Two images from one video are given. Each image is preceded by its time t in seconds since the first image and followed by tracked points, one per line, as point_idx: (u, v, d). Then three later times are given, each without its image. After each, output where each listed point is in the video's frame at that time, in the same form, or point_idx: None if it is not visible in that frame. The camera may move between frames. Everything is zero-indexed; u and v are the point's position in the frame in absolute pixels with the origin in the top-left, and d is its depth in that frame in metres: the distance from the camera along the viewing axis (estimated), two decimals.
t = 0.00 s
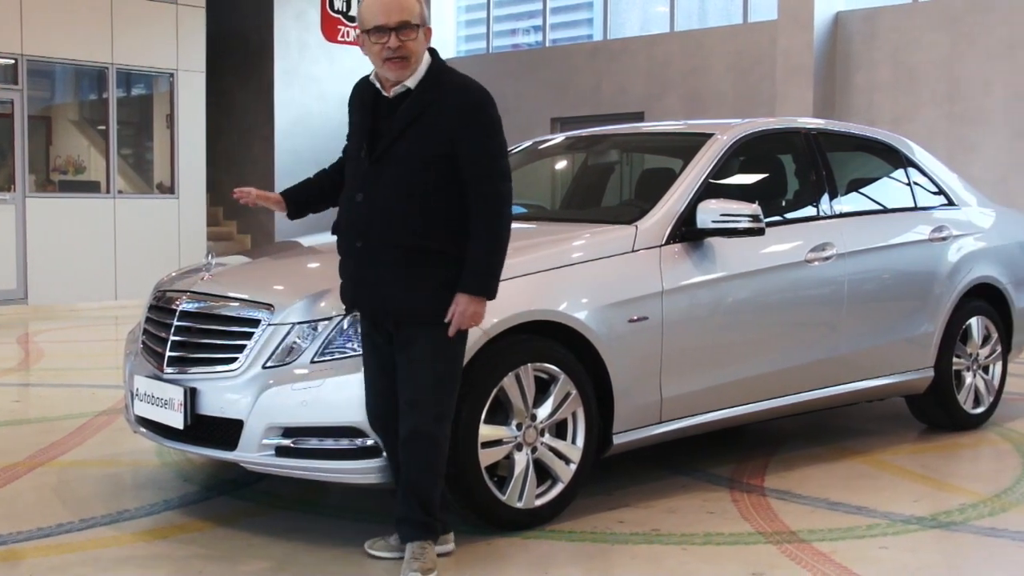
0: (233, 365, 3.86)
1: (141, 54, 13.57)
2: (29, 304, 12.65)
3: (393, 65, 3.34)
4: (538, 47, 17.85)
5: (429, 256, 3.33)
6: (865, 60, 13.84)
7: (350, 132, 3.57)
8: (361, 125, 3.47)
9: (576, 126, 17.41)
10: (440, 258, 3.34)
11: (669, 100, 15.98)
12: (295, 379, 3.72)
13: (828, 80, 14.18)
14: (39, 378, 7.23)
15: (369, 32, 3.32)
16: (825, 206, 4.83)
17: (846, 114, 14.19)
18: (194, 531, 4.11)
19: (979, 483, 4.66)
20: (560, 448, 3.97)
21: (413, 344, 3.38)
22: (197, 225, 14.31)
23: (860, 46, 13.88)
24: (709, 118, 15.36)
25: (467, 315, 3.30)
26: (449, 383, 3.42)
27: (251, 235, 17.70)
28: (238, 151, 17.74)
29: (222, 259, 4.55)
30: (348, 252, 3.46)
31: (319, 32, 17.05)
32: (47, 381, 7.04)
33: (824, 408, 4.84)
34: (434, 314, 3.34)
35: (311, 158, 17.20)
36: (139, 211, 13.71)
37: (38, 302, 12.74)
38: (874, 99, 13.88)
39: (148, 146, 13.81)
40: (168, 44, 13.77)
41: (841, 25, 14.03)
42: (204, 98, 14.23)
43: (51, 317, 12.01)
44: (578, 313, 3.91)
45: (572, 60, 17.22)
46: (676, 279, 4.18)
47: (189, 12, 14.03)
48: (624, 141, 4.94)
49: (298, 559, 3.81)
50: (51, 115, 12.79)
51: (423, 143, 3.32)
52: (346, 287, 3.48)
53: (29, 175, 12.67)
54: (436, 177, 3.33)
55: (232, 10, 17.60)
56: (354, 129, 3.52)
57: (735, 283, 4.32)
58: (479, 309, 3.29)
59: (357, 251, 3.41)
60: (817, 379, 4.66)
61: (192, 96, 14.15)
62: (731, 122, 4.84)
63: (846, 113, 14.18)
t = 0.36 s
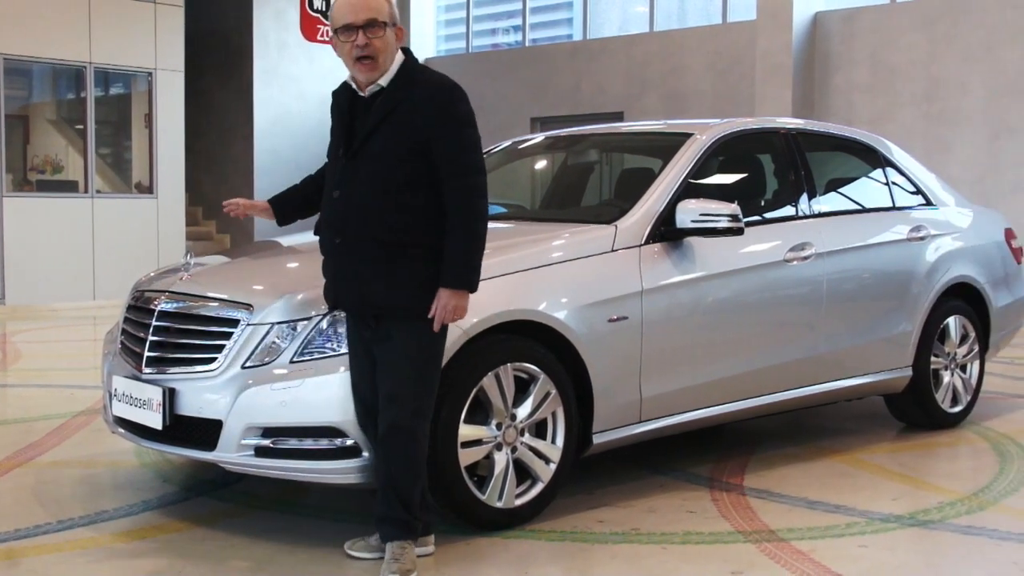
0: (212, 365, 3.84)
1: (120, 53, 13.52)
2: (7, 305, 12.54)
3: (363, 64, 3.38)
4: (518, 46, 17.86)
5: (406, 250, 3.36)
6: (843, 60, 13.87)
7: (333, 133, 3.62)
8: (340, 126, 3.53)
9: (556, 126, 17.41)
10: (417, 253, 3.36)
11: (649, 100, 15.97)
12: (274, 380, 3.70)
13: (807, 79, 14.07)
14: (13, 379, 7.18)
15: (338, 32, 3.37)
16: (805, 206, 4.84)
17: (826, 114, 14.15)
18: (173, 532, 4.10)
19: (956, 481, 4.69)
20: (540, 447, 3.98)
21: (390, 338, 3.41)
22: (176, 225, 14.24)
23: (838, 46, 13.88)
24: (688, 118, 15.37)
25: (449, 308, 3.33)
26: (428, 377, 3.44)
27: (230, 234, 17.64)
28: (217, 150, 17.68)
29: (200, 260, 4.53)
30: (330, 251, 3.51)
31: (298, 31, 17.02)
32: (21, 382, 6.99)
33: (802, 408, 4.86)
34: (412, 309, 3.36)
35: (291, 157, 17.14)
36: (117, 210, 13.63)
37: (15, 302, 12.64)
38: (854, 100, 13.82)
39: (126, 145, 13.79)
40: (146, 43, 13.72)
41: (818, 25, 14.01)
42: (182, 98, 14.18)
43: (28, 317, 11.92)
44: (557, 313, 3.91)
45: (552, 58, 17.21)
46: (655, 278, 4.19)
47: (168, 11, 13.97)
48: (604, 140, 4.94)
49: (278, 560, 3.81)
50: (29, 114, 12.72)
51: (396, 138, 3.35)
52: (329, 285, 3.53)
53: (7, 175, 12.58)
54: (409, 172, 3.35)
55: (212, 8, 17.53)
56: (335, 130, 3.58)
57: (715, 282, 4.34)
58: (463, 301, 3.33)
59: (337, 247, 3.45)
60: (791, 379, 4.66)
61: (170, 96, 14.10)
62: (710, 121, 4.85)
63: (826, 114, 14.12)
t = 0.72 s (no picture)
0: (194, 365, 3.83)
1: (101, 53, 13.48)
2: None
3: (346, 64, 3.41)
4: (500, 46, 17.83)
5: (400, 243, 3.39)
6: (823, 61, 13.51)
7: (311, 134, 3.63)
8: (322, 126, 3.55)
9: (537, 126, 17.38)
10: (412, 246, 3.40)
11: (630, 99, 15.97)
12: (256, 380, 3.69)
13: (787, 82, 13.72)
14: None
15: (319, 34, 3.39)
16: (786, 205, 4.85)
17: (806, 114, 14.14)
18: (154, 533, 4.09)
19: (937, 480, 4.70)
20: (523, 447, 3.97)
21: (389, 331, 3.44)
22: (156, 225, 14.21)
23: (818, 48, 13.53)
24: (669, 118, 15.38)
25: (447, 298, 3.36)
26: (427, 367, 3.46)
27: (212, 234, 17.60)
28: (197, 149, 17.65)
29: (181, 259, 4.52)
30: (320, 248, 3.51)
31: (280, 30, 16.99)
32: None
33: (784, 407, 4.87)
34: (412, 299, 3.40)
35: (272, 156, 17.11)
36: (97, 210, 13.58)
37: None
38: (835, 99, 13.47)
39: (107, 145, 13.76)
40: (125, 42, 13.68)
41: (800, 25, 13.65)
42: (162, 97, 14.14)
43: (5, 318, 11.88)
44: (539, 312, 3.91)
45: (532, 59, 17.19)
46: (637, 277, 4.20)
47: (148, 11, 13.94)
48: (585, 140, 4.95)
49: (259, 560, 3.80)
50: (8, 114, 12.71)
51: (384, 132, 3.38)
52: (319, 282, 3.53)
53: None
54: (399, 165, 3.39)
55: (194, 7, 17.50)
56: (316, 130, 3.59)
57: (697, 282, 4.34)
58: (459, 290, 3.36)
59: (329, 244, 3.46)
60: (771, 379, 4.66)
61: (150, 95, 14.05)
62: (691, 121, 4.86)
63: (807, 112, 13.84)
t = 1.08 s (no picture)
0: (180, 365, 3.81)
1: (85, 52, 13.44)
2: None
3: (337, 66, 3.47)
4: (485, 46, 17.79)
5: (405, 241, 3.45)
6: (809, 60, 13.52)
7: (302, 139, 3.67)
8: (317, 130, 3.59)
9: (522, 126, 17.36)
10: (416, 244, 3.46)
11: (615, 98, 15.95)
12: (241, 379, 3.67)
13: (773, 81, 13.71)
14: None
15: (313, 36, 3.45)
16: (772, 205, 4.85)
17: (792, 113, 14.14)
18: (140, 533, 4.08)
19: (923, 479, 4.71)
20: (509, 447, 3.97)
21: (396, 328, 3.49)
22: (142, 225, 14.17)
23: (805, 48, 13.53)
24: (653, 118, 15.36)
25: (453, 293, 3.45)
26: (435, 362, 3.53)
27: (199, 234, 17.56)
28: (182, 148, 17.61)
29: (166, 259, 4.50)
30: (322, 250, 3.54)
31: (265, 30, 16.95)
32: None
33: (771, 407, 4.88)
34: (417, 296, 3.46)
35: (257, 156, 17.07)
36: (83, 211, 13.56)
37: None
38: (820, 99, 13.47)
39: (92, 144, 13.73)
40: (110, 42, 13.63)
41: (786, 25, 13.66)
42: (147, 97, 14.10)
43: None
44: (525, 312, 3.90)
45: (518, 59, 17.17)
46: (623, 277, 4.20)
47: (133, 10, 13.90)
48: (572, 140, 4.95)
49: (245, 560, 3.79)
50: None
51: (384, 132, 3.45)
52: (320, 284, 3.56)
53: None
54: (400, 165, 3.45)
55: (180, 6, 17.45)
56: (308, 135, 3.63)
57: (683, 282, 4.35)
58: (465, 285, 3.46)
59: (333, 246, 3.50)
60: (757, 378, 4.67)
61: (135, 95, 14.01)
62: (677, 121, 4.86)
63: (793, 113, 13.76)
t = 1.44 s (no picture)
0: (172, 365, 3.80)
1: (76, 52, 13.43)
2: None
3: (349, 63, 3.46)
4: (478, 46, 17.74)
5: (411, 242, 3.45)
6: (802, 60, 13.52)
7: (309, 136, 3.66)
8: (324, 127, 3.58)
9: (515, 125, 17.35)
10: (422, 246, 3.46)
11: (608, 98, 15.94)
12: (234, 379, 3.66)
13: (766, 81, 13.72)
14: None
15: (325, 33, 3.45)
16: (764, 205, 4.85)
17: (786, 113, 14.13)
18: (133, 533, 4.08)
19: (916, 479, 4.72)
20: (501, 447, 3.96)
21: (401, 329, 3.50)
22: (134, 225, 14.16)
23: (797, 47, 13.54)
24: (646, 118, 15.35)
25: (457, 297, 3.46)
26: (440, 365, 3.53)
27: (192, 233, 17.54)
28: (174, 148, 17.59)
29: (158, 259, 4.49)
30: (326, 248, 3.54)
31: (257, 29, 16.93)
32: None
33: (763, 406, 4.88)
34: (421, 299, 3.46)
35: (251, 156, 17.04)
36: (75, 211, 13.55)
37: None
38: (813, 98, 13.48)
39: (84, 145, 13.71)
40: (101, 41, 13.62)
41: (779, 25, 13.68)
42: (139, 97, 14.08)
43: None
44: (518, 312, 3.89)
45: (511, 59, 17.14)
46: (616, 277, 4.19)
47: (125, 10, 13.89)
48: (565, 140, 4.94)
49: (238, 561, 3.78)
50: None
51: (395, 132, 3.45)
52: (324, 282, 3.55)
53: None
54: (408, 166, 3.45)
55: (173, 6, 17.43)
56: (315, 131, 3.62)
57: (676, 282, 4.34)
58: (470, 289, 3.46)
59: (338, 245, 3.50)
60: (750, 378, 4.66)
61: (127, 95, 13.99)
62: (670, 121, 4.85)
63: (785, 113, 13.79)
